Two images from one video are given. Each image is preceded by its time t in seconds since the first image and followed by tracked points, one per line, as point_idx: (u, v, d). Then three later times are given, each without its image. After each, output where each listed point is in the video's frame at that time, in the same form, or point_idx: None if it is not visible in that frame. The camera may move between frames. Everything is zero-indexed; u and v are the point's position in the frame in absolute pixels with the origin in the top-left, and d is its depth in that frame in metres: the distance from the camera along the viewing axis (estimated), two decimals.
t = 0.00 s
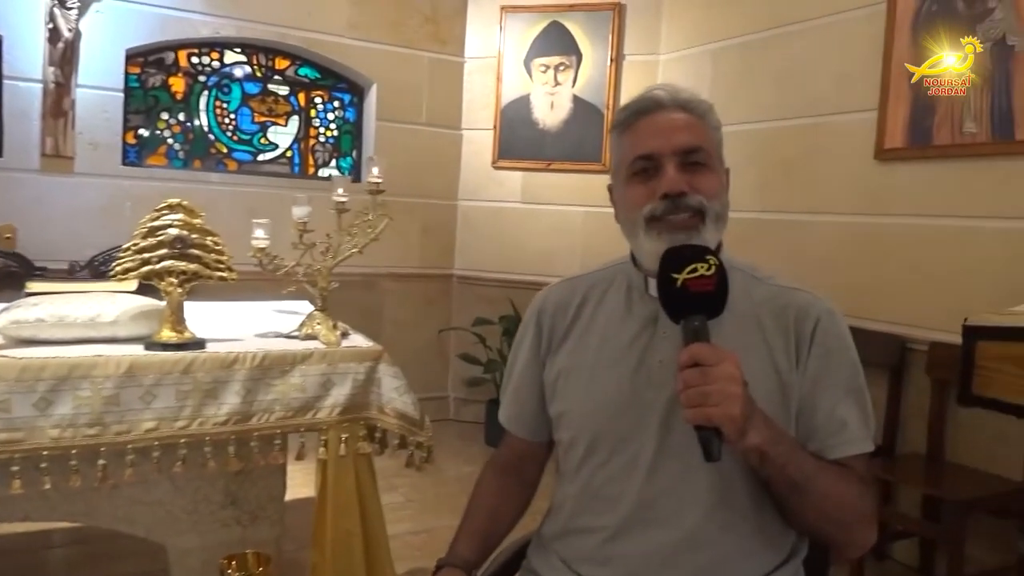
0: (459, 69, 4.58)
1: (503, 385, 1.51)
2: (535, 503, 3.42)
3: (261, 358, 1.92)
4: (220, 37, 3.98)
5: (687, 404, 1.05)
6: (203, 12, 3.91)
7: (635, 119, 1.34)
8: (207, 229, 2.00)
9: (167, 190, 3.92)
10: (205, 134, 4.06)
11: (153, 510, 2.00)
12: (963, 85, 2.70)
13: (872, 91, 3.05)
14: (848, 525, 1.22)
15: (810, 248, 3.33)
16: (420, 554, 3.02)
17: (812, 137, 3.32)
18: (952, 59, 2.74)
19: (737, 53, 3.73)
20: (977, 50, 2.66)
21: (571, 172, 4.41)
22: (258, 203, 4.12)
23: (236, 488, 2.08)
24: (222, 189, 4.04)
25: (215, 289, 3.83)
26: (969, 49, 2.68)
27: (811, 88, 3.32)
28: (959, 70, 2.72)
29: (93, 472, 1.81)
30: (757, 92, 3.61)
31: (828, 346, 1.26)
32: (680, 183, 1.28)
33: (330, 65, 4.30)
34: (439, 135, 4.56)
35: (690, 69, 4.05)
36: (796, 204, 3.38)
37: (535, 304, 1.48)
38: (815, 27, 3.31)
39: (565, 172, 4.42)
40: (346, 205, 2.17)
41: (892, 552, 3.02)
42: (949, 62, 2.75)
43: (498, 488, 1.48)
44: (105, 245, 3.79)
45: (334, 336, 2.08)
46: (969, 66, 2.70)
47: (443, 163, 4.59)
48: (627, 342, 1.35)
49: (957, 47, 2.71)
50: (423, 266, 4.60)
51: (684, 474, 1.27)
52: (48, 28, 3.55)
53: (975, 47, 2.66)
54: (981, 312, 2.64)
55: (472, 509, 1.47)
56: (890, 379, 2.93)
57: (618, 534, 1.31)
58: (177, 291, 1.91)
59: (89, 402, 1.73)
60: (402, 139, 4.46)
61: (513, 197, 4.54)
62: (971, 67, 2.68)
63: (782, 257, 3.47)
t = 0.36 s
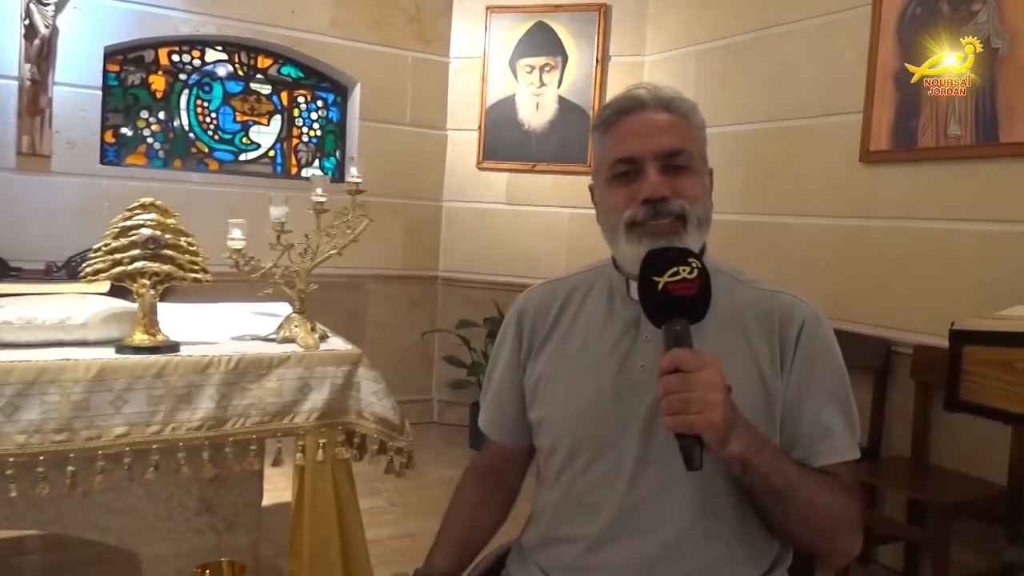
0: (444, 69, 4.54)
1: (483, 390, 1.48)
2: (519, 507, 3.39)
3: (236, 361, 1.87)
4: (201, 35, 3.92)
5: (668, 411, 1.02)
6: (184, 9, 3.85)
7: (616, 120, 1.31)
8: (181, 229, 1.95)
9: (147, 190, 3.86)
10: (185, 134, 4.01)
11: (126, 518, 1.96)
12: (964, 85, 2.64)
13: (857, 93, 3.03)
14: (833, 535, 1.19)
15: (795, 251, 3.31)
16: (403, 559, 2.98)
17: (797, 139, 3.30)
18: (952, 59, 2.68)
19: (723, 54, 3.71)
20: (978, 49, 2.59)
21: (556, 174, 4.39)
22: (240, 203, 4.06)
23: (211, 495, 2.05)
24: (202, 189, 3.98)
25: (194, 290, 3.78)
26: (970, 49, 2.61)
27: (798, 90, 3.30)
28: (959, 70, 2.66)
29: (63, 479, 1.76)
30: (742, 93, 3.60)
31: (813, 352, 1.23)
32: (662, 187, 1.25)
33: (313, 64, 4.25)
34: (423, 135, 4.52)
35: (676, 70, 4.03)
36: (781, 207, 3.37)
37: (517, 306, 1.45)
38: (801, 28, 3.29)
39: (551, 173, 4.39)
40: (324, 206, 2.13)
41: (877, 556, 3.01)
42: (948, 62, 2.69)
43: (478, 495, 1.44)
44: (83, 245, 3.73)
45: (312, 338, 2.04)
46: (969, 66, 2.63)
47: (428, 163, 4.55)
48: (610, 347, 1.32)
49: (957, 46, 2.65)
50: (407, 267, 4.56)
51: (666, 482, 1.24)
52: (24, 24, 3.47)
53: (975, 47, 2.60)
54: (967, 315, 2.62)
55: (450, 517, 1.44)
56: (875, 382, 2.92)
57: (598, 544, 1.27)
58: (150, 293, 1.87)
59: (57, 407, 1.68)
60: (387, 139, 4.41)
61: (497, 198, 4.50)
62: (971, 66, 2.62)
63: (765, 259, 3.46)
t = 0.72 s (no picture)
0: (437, 69, 4.51)
1: (469, 394, 1.45)
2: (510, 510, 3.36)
3: (219, 363, 1.84)
4: (192, 33, 3.88)
5: (654, 419, 0.99)
6: (174, 7, 3.81)
7: (602, 119, 1.28)
8: (163, 229, 1.91)
9: (136, 188, 3.81)
10: (176, 132, 3.97)
11: (107, 522, 1.94)
12: (964, 85, 2.59)
13: (852, 94, 3.01)
14: (824, 545, 1.16)
15: (789, 253, 3.29)
16: (392, 564, 2.95)
17: (792, 140, 3.28)
18: (953, 59, 2.63)
19: (718, 55, 3.68)
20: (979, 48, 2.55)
21: (549, 174, 4.36)
22: (231, 202, 4.03)
23: (195, 499, 2.02)
24: (192, 188, 3.94)
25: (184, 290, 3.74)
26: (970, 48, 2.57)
27: (793, 91, 3.28)
28: (959, 70, 2.61)
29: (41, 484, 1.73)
30: (736, 94, 3.58)
31: (805, 357, 1.21)
32: (649, 187, 1.22)
33: (305, 63, 4.21)
34: (416, 135, 4.49)
35: (670, 71, 4.00)
36: (775, 209, 3.34)
37: (503, 308, 1.43)
38: (797, 28, 3.27)
39: (544, 174, 4.37)
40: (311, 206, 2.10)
41: (870, 559, 2.99)
42: (949, 62, 2.64)
43: (462, 501, 1.41)
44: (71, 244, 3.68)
45: (298, 340, 2.01)
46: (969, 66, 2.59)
47: (421, 163, 4.52)
48: (597, 350, 1.29)
49: (957, 46, 2.61)
50: (399, 267, 4.53)
51: (653, 490, 1.21)
52: (12, 21, 3.43)
53: (975, 47, 2.56)
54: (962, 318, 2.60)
55: (434, 523, 1.41)
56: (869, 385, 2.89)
57: (584, 553, 1.24)
58: (131, 293, 1.84)
59: (35, 411, 1.65)
60: (380, 139, 4.38)
61: (490, 199, 4.47)
62: (972, 66, 2.57)
63: (759, 261, 3.43)
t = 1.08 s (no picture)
0: (429, 70, 4.48)
1: (454, 404, 1.42)
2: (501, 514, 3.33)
3: (201, 370, 1.81)
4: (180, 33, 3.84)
5: (638, 441, 0.96)
6: (162, 7, 3.77)
7: (586, 130, 1.25)
8: (144, 233, 1.88)
9: (122, 189, 3.77)
10: (163, 133, 3.92)
11: (85, 532, 1.93)
12: (964, 85, 2.55)
13: (845, 96, 2.99)
14: (816, 558, 1.13)
15: (782, 256, 3.26)
16: (380, 570, 2.92)
17: (784, 143, 3.26)
18: (953, 59, 2.59)
19: (709, 56, 3.66)
20: (979, 49, 2.51)
21: (540, 177, 4.33)
22: (219, 204, 3.98)
23: (178, 508, 1.98)
24: (179, 190, 3.90)
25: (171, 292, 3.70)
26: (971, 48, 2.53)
27: (785, 93, 3.26)
28: (959, 70, 2.57)
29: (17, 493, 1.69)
30: (727, 96, 3.56)
31: (795, 367, 1.18)
32: (634, 207, 1.20)
33: (294, 64, 4.18)
34: (406, 136, 4.46)
35: (662, 72, 3.98)
36: (767, 211, 3.32)
37: (488, 316, 1.40)
38: (789, 30, 3.24)
39: (536, 176, 4.34)
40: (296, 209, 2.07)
41: (863, 564, 2.97)
42: (949, 62, 2.60)
43: (447, 512, 1.38)
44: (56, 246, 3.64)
45: (282, 346, 1.98)
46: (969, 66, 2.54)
47: (411, 165, 4.49)
48: (583, 360, 1.26)
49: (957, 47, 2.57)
50: (390, 269, 4.49)
51: (641, 503, 1.18)
52: None
53: (975, 47, 2.52)
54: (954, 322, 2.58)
55: (418, 535, 1.38)
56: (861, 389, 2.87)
57: (570, 567, 1.21)
58: (111, 298, 1.80)
59: (11, 418, 1.61)
60: (370, 141, 4.35)
61: (481, 201, 4.44)
62: (972, 66, 2.53)
63: (750, 264, 3.41)
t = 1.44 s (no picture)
0: (409, 70, 4.43)
1: (438, 410, 1.38)
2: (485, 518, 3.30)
3: (177, 376, 1.76)
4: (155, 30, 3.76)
5: (629, 453, 0.93)
6: (136, 3, 3.69)
7: (574, 131, 1.21)
8: (117, 235, 1.83)
9: (96, 189, 3.69)
10: (139, 133, 3.85)
11: (58, 543, 1.89)
12: (964, 85, 2.50)
13: (830, 96, 2.97)
14: (812, 567, 1.10)
15: (766, 256, 3.25)
16: None
17: (767, 143, 3.24)
18: (953, 59, 2.53)
19: (692, 56, 3.64)
20: (980, 48, 2.45)
21: (522, 177, 4.30)
22: (196, 204, 3.92)
23: (153, 517, 1.98)
24: (155, 190, 3.83)
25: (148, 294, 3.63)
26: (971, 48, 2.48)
27: (768, 93, 3.24)
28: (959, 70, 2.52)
29: None
30: (709, 97, 3.55)
31: (789, 372, 1.15)
32: (623, 210, 1.16)
33: (272, 62, 4.12)
34: (386, 136, 4.41)
35: (644, 72, 3.96)
36: (750, 212, 3.31)
37: (473, 320, 1.36)
38: (772, 30, 3.23)
39: (518, 176, 4.30)
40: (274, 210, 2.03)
41: (847, 565, 2.96)
42: (948, 62, 2.55)
43: (431, 522, 1.34)
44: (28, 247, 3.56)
45: (261, 350, 1.92)
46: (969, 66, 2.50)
47: (392, 165, 4.44)
48: (571, 365, 1.23)
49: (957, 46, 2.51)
50: (370, 270, 4.44)
51: (631, 513, 1.15)
52: None
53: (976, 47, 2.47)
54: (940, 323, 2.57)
55: (401, 547, 1.34)
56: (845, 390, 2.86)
57: None
58: (82, 302, 1.74)
59: None
60: (350, 140, 4.30)
61: (463, 201, 4.40)
62: (972, 67, 2.48)
63: (734, 265, 3.40)
